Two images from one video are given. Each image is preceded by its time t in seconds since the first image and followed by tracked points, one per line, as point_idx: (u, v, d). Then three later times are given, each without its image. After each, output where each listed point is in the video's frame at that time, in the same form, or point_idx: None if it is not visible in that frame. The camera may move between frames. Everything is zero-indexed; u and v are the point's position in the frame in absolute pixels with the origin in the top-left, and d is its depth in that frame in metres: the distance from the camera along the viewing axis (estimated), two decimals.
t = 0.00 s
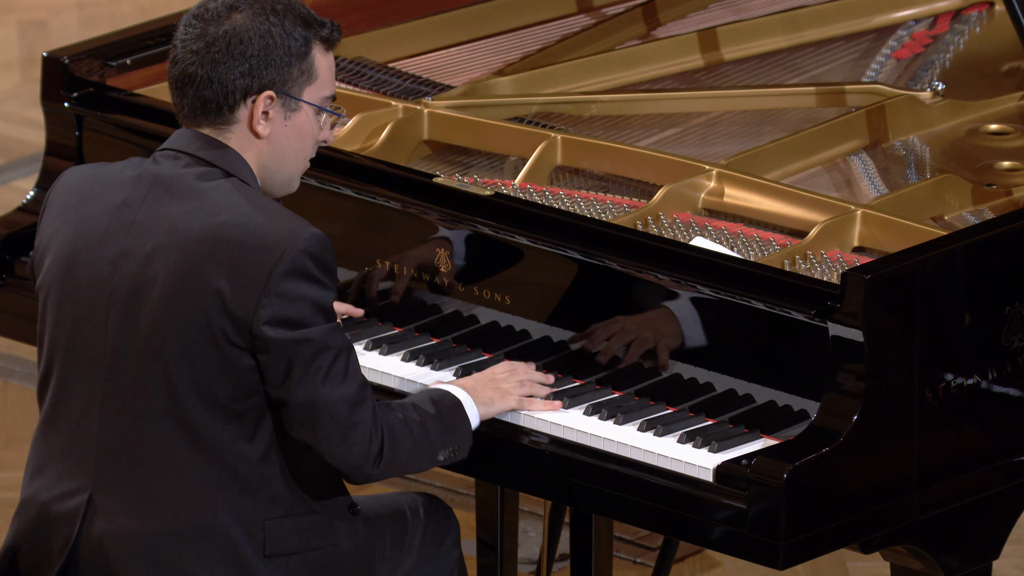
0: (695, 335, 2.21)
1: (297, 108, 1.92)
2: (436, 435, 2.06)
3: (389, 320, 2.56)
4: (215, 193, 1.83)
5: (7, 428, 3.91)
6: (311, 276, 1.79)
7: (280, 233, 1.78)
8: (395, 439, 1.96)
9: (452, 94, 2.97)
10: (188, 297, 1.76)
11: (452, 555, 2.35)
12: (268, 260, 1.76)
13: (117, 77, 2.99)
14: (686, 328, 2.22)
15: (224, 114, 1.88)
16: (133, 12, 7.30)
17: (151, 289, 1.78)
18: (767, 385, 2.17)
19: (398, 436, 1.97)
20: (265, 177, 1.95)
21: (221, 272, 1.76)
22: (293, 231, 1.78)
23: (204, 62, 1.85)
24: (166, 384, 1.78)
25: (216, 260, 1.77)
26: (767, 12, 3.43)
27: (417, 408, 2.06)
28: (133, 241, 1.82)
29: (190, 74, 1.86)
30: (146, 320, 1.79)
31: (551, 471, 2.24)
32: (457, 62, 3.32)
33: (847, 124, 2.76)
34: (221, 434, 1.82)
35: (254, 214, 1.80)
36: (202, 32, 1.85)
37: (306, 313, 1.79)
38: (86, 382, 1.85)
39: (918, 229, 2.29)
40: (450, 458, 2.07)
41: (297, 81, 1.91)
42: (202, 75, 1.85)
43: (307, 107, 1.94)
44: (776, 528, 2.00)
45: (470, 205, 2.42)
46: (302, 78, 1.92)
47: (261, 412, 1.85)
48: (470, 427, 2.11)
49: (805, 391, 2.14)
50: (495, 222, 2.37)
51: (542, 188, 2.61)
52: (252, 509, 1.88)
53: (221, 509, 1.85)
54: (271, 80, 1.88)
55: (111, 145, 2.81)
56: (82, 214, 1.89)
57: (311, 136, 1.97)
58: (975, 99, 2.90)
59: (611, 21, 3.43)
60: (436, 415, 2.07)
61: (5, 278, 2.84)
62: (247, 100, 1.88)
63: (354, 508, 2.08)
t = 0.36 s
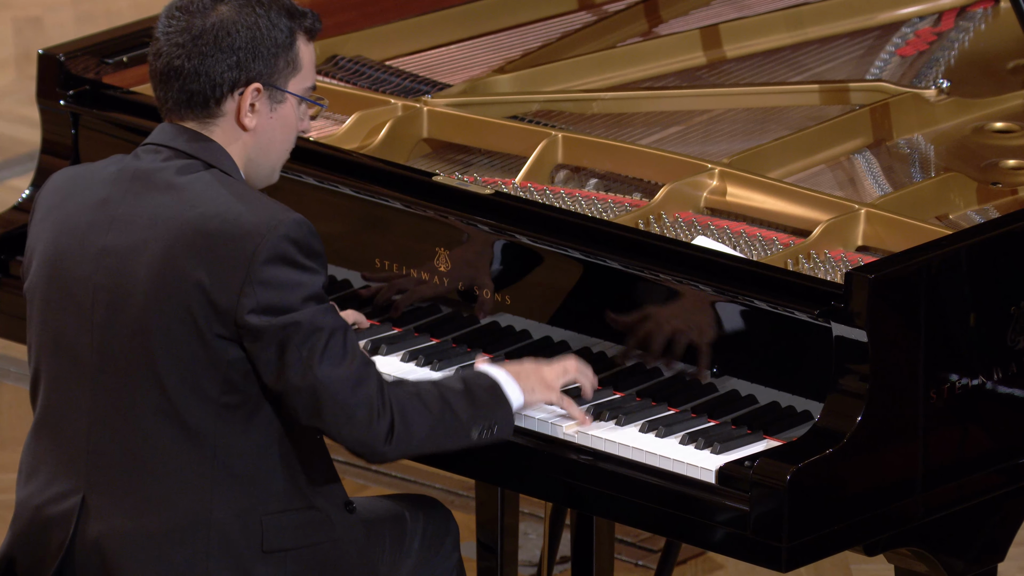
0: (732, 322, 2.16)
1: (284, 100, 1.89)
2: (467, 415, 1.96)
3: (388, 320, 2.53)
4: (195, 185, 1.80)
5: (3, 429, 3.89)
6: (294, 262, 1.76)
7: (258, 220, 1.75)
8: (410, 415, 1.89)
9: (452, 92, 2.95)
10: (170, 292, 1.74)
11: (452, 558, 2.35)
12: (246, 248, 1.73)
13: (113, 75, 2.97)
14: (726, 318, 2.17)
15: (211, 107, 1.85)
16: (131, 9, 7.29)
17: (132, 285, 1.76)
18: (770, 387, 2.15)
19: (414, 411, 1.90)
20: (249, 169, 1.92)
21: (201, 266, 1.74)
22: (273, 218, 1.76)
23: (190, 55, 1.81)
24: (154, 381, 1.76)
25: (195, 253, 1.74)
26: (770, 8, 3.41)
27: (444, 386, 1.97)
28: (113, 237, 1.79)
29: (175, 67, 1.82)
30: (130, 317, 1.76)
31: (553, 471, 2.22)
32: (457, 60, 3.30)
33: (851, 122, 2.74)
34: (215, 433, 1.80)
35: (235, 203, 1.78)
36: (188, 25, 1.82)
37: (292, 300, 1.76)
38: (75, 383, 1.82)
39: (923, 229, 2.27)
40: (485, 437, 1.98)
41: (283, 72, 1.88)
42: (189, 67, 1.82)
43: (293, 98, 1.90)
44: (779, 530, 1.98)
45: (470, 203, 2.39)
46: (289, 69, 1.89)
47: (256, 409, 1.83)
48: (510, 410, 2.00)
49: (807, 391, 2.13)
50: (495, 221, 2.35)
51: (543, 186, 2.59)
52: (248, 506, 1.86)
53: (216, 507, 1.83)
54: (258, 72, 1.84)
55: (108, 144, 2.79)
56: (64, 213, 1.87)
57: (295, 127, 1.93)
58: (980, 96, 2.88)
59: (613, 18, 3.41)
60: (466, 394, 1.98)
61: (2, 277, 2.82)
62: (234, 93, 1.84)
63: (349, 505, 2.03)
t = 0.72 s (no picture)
0: (635, 313, 2.22)
1: (252, 84, 1.87)
2: (435, 387, 2.09)
3: (387, 319, 2.52)
4: (172, 177, 1.77)
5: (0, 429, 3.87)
6: (277, 250, 1.76)
7: (242, 210, 1.75)
8: (383, 396, 1.98)
9: (452, 89, 2.92)
10: (153, 287, 1.72)
11: (447, 557, 2.32)
12: (233, 238, 1.73)
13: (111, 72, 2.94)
14: (629, 311, 2.23)
15: (198, 105, 1.80)
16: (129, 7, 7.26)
17: (111, 285, 1.73)
18: (772, 386, 2.13)
19: (388, 391, 2.00)
20: (218, 154, 1.90)
21: (182, 258, 1.72)
22: (255, 207, 1.75)
23: (177, 59, 1.75)
24: (140, 380, 1.75)
25: (175, 245, 1.72)
26: (773, 5, 3.38)
27: (412, 359, 2.09)
28: (88, 236, 1.76)
29: (162, 73, 1.75)
30: (111, 316, 1.74)
31: (553, 473, 2.20)
32: (457, 57, 3.27)
33: (855, 120, 2.71)
34: (210, 427, 1.80)
35: (216, 193, 1.76)
36: (165, 27, 1.74)
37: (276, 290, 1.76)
38: (64, 383, 1.79)
39: (927, 228, 2.25)
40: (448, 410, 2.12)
41: (252, 57, 1.85)
42: (179, 72, 1.76)
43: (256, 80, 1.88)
44: (782, 532, 1.96)
45: (468, 201, 2.37)
46: (255, 53, 1.85)
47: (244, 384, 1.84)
48: (474, 379, 2.14)
49: (812, 392, 2.10)
50: (496, 220, 2.32)
51: (543, 185, 2.57)
52: (239, 490, 1.85)
53: (209, 498, 1.82)
54: (239, 62, 1.81)
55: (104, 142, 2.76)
56: (35, 215, 1.82)
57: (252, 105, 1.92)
58: (985, 95, 2.86)
59: (614, 15, 3.39)
60: (432, 366, 2.10)
61: None
62: (218, 88, 1.80)
63: (338, 489, 2.08)
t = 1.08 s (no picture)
0: (660, 322, 2.18)
1: (219, 70, 1.81)
2: (440, 392, 2.06)
3: (387, 320, 2.49)
4: (152, 176, 1.74)
5: None
6: (263, 246, 1.73)
7: (223, 205, 1.71)
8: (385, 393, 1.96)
9: (453, 87, 2.90)
10: (134, 288, 1.69)
11: (453, 560, 2.29)
12: (214, 235, 1.69)
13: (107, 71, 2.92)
14: (653, 319, 2.19)
15: (155, 101, 1.77)
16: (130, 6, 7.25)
17: (94, 286, 1.71)
18: (775, 387, 2.10)
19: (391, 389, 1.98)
20: (197, 143, 1.87)
21: (162, 256, 1.69)
22: (236, 202, 1.72)
23: (121, 57, 1.72)
24: (127, 383, 1.73)
25: (156, 243, 1.69)
26: (777, 2, 3.37)
27: (418, 364, 2.07)
28: (72, 237, 1.74)
29: (111, 72, 1.73)
30: (96, 316, 1.71)
31: (555, 474, 2.18)
32: (458, 55, 3.25)
33: (859, 118, 2.69)
34: (206, 427, 1.79)
35: (195, 189, 1.73)
36: (107, 26, 1.71)
37: (263, 286, 1.73)
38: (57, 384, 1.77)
39: (933, 227, 2.23)
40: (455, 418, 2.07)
41: (212, 44, 1.79)
42: (127, 71, 1.73)
43: (225, 65, 1.82)
44: (786, 535, 1.94)
45: (467, 200, 2.35)
46: (215, 36, 1.79)
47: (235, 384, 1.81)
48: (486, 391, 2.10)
49: (815, 393, 2.07)
50: (497, 219, 2.31)
51: (545, 184, 2.55)
52: (234, 489, 1.84)
53: (203, 500, 1.81)
54: (194, 52, 1.76)
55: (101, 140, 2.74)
56: (21, 220, 1.81)
57: (230, 90, 1.87)
58: (990, 93, 2.84)
59: (617, 13, 3.37)
60: (441, 372, 2.08)
61: None
62: (175, 79, 1.77)
63: (337, 482, 2.05)
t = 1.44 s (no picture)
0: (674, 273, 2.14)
1: (194, 71, 1.77)
2: (490, 306, 1.91)
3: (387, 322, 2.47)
4: (117, 178, 1.69)
5: None
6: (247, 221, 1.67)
7: (195, 197, 1.66)
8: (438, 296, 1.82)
9: (454, 85, 2.88)
10: (112, 298, 1.65)
11: (453, 563, 2.28)
12: (189, 232, 1.65)
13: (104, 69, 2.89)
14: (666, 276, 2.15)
15: (129, 106, 1.73)
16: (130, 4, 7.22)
17: (74, 296, 1.67)
18: (781, 388, 2.09)
19: (443, 293, 1.84)
20: (173, 147, 1.83)
21: (140, 259, 1.65)
22: (210, 189, 1.67)
23: (92, 62, 1.67)
24: (112, 394, 1.70)
25: (132, 245, 1.65)
26: None
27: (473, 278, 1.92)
28: (48, 246, 1.69)
29: (84, 79, 1.69)
30: (77, 325, 1.67)
31: (556, 475, 2.16)
32: (459, 53, 3.23)
33: (863, 117, 2.67)
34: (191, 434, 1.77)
35: (164, 188, 1.68)
36: (77, 31, 1.66)
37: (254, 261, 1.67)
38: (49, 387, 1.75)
39: (938, 226, 2.21)
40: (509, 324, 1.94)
41: (187, 45, 1.75)
42: (100, 77, 1.69)
43: (200, 66, 1.79)
44: (789, 537, 1.92)
45: (462, 198, 2.33)
46: (189, 38, 1.75)
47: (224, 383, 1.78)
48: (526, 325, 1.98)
49: (821, 394, 2.06)
50: (496, 219, 2.28)
51: (546, 183, 2.53)
52: (228, 481, 1.81)
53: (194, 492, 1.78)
54: (167, 54, 1.72)
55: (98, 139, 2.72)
56: None
57: (206, 92, 1.83)
58: (996, 91, 2.82)
59: (619, 10, 3.35)
60: (489, 292, 1.92)
61: None
62: (150, 83, 1.73)
63: (325, 470, 2.03)
